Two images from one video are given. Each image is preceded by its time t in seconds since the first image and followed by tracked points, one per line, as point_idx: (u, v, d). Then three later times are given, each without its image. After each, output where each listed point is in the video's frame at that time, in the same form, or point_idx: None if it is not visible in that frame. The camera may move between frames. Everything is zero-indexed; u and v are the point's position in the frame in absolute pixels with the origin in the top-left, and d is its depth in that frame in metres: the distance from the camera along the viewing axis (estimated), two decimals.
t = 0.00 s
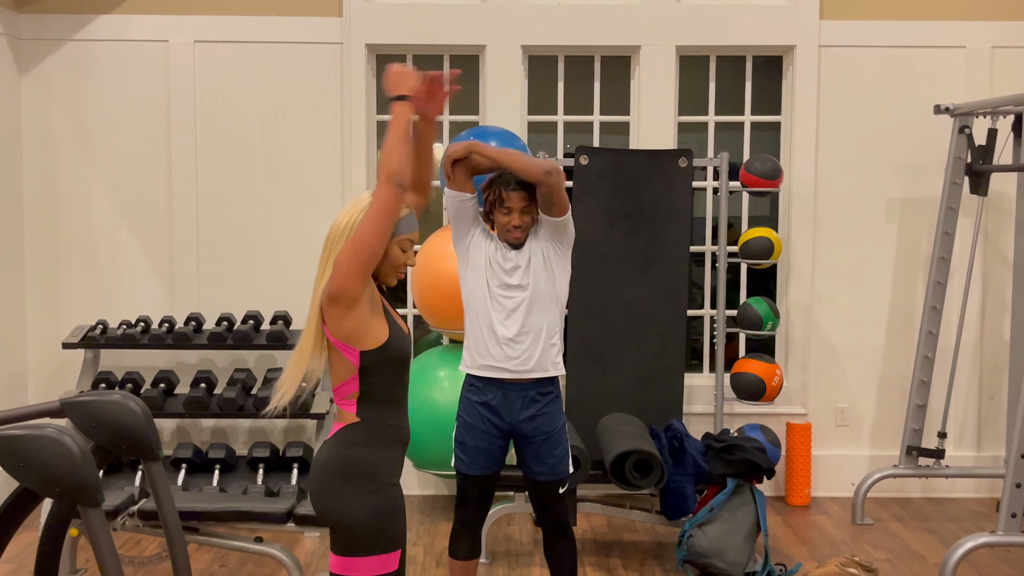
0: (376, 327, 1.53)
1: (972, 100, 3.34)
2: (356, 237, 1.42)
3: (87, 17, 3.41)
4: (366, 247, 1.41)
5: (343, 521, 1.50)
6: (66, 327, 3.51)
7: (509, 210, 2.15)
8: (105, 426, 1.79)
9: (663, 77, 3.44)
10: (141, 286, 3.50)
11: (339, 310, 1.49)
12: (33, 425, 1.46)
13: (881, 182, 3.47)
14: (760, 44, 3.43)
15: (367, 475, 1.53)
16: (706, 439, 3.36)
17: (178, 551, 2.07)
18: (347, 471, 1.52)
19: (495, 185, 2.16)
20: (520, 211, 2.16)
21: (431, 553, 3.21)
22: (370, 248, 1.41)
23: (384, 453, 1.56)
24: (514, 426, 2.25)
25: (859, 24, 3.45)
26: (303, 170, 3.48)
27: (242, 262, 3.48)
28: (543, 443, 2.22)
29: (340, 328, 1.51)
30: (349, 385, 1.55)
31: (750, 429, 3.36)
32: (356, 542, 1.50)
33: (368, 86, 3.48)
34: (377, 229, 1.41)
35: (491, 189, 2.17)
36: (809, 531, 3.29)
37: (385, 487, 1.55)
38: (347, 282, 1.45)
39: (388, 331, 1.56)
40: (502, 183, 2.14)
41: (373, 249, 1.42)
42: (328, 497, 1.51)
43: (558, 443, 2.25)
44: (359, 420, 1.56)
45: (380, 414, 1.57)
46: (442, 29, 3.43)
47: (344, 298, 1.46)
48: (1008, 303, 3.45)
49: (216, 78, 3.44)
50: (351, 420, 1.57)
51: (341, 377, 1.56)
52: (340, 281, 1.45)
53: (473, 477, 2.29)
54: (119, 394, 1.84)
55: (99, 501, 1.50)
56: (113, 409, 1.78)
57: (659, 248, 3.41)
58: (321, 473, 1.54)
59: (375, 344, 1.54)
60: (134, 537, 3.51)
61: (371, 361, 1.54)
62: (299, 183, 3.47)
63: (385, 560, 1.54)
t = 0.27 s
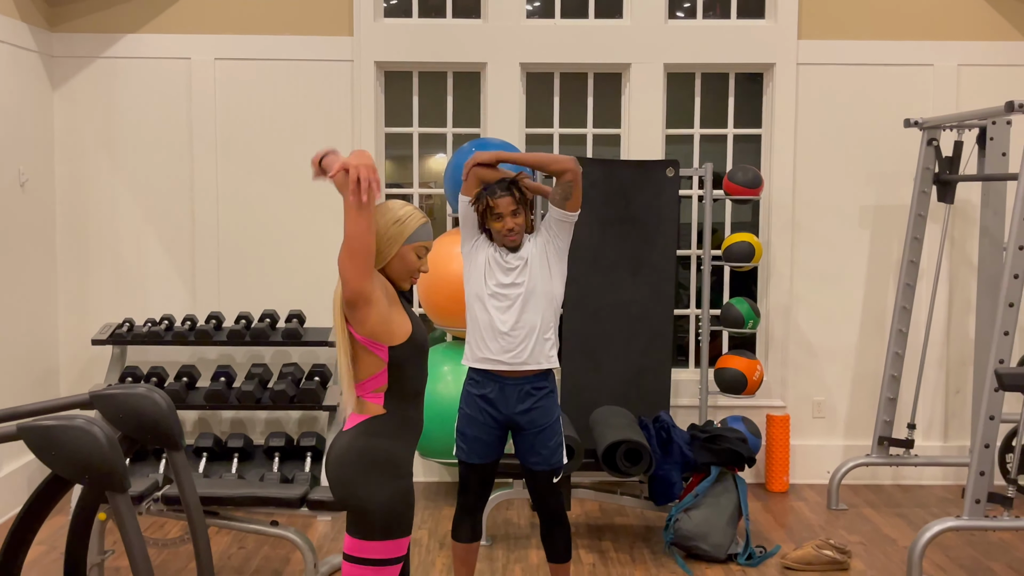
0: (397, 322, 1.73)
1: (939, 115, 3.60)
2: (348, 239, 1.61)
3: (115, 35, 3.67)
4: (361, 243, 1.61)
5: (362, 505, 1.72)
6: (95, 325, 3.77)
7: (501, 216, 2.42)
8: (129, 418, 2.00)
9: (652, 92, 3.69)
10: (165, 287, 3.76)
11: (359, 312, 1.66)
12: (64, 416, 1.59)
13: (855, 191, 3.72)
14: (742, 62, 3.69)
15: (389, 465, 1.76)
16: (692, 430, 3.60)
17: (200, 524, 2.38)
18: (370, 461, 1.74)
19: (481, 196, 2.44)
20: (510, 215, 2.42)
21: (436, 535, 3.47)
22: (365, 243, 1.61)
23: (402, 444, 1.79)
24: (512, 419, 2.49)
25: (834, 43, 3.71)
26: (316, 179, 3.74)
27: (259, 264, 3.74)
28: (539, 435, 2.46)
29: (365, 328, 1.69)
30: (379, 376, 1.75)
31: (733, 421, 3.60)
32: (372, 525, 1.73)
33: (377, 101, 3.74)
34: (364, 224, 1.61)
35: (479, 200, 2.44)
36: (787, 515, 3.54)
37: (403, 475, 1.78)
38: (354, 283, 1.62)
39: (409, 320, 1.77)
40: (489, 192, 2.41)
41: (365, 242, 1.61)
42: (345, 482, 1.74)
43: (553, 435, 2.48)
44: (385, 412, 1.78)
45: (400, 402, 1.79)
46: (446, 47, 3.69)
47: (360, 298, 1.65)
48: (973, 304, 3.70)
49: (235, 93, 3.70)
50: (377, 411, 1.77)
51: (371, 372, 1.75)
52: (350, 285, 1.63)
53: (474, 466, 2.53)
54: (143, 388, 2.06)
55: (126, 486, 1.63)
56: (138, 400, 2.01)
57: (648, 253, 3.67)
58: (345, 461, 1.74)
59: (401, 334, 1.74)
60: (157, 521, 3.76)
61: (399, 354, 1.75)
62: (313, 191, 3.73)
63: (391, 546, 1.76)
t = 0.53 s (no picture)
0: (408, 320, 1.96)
1: (907, 127, 3.88)
2: (363, 241, 1.86)
3: (143, 53, 3.97)
4: (375, 244, 1.86)
5: (377, 489, 1.94)
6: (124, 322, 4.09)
7: (500, 212, 2.70)
8: (153, 408, 1.82)
9: (641, 105, 3.98)
10: (189, 286, 4.06)
11: (377, 311, 1.89)
12: (93, 406, 1.47)
13: (830, 197, 4.01)
14: (724, 78, 3.98)
15: (403, 453, 1.98)
16: (678, 419, 3.88)
17: (221, 514, 2.11)
18: (388, 450, 1.96)
19: (485, 194, 2.72)
20: (509, 212, 2.70)
21: (441, 517, 3.75)
22: (379, 243, 1.87)
23: (414, 435, 2.02)
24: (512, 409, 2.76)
25: (810, 60, 4.00)
26: (329, 186, 4.04)
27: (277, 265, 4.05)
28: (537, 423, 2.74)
29: (381, 327, 1.91)
30: (394, 372, 1.97)
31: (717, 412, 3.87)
32: (384, 508, 1.96)
33: (385, 113, 4.04)
34: (377, 226, 1.87)
35: (482, 196, 2.72)
36: (767, 499, 3.82)
37: (415, 462, 2.01)
38: (371, 283, 1.85)
39: (419, 316, 2.00)
40: (492, 191, 2.69)
41: (379, 243, 1.86)
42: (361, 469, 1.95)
43: (549, 423, 2.76)
44: (399, 404, 1.99)
45: (411, 398, 2.02)
46: (451, 63, 3.97)
47: (377, 298, 1.87)
48: (939, 302, 3.99)
49: (253, 106, 4.00)
50: (391, 403, 1.99)
51: (386, 368, 1.97)
52: (367, 286, 1.86)
53: (476, 452, 2.80)
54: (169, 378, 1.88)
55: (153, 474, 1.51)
56: (159, 390, 1.84)
57: (637, 255, 3.95)
58: (361, 451, 1.96)
59: (414, 329, 1.97)
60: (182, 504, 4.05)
61: (411, 348, 1.98)
62: (327, 197, 4.03)
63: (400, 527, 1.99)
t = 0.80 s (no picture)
0: (423, 315, 2.10)
1: (881, 135, 4.15)
2: (379, 241, 1.99)
3: (166, 66, 4.26)
4: (391, 243, 1.99)
5: (392, 474, 2.08)
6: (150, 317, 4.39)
7: (505, 214, 2.96)
8: (177, 396, 2.13)
9: (632, 115, 4.26)
10: (210, 283, 4.37)
11: (392, 307, 2.02)
12: (122, 396, 1.71)
13: (810, 200, 4.29)
14: (711, 90, 4.25)
15: (416, 441, 2.14)
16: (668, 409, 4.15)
17: (242, 499, 2.30)
18: (404, 437, 2.11)
19: (493, 198, 2.99)
20: (513, 215, 2.96)
21: (445, 500, 4.03)
22: (393, 243, 1.99)
23: (425, 424, 2.17)
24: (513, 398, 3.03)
25: (790, 72, 4.27)
26: (340, 190, 4.34)
27: (293, 264, 4.35)
28: (536, 411, 3.01)
29: (395, 322, 2.05)
30: (406, 365, 2.11)
31: (703, 402, 4.14)
32: (398, 492, 2.10)
33: (393, 122, 4.32)
34: (391, 228, 2.01)
35: (490, 199, 3.00)
36: (750, 483, 4.09)
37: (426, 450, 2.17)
38: (388, 281, 1.98)
39: (429, 312, 2.15)
40: (498, 194, 2.97)
41: (395, 242, 2.00)
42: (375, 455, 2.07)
43: (548, 412, 3.04)
44: (408, 395, 2.13)
45: (422, 389, 2.17)
46: (455, 76, 4.25)
47: (393, 295, 2.00)
48: (912, 299, 4.26)
49: (270, 117, 4.29)
50: (402, 394, 2.12)
51: (399, 361, 2.11)
52: (384, 284, 1.99)
53: (480, 439, 3.06)
54: (189, 372, 2.17)
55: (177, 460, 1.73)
56: (182, 380, 2.14)
57: (629, 255, 4.22)
58: (379, 438, 2.08)
59: (426, 324, 2.12)
60: (203, 488, 4.33)
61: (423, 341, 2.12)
62: (339, 200, 4.33)
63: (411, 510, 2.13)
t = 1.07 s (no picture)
0: (435, 310, 2.15)
1: (872, 135, 4.26)
2: (392, 240, 2.02)
3: (175, 68, 4.37)
4: (405, 240, 2.04)
5: (397, 465, 2.14)
6: (160, 313, 4.51)
7: (515, 216, 3.04)
8: (186, 390, 1.94)
9: (630, 116, 4.37)
10: (218, 280, 4.48)
11: (406, 304, 2.06)
12: (131, 390, 1.62)
13: (803, 199, 4.40)
14: (706, 91, 4.37)
15: (423, 434, 2.20)
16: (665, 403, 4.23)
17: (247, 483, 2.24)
18: (409, 430, 2.17)
19: (501, 200, 3.08)
20: (522, 217, 3.05)
21: (448, 491, 4.13)
22: (406, 241, 2.03)
23: (431, 417, 2.23)
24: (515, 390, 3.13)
25: (784, 73, 4.38)
26: (345, 189, 4.45)
27: (299, 262, 4.47)
28: (537, 403, 3.10)
29: (409, 318, 2.09)
30: (417, 359, 2.16)
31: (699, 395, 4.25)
32: (403, 483, 2.16)
33: (397, 123, 4.43)
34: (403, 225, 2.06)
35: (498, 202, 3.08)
36: (745, 475, 4.20)
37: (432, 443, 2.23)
38: (403, 277, 2.02)
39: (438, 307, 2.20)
40: (506, 197, 3.05)
41: (408, 239, 2.04)
42: (381, 445, 2.13)
43: (548, 405, 3.13)
44: (418, 388, 2.18)
45: (429, 383, 2.23)
46: (457, 78, 4.36)
47: (407, 291, 2.04)
48: (902, 295, 4.37)
49: (277, 118, 4.40)
50: (412, 387, 2.17)
51: (411, 357, 2.15)
52: (398, 280, 2.02)
53: (482, 431, 3.15)
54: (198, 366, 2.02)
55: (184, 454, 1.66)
56: (194, 375, 1.95)
57: (627, 253, 4.32)
58: (385, 430, 2.14)
59: (438, 319, 2.16)
60: (211, 480, 4.43)
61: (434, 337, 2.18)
62: (344, 199, 4.44)
63: (414, 501, 2.19)
